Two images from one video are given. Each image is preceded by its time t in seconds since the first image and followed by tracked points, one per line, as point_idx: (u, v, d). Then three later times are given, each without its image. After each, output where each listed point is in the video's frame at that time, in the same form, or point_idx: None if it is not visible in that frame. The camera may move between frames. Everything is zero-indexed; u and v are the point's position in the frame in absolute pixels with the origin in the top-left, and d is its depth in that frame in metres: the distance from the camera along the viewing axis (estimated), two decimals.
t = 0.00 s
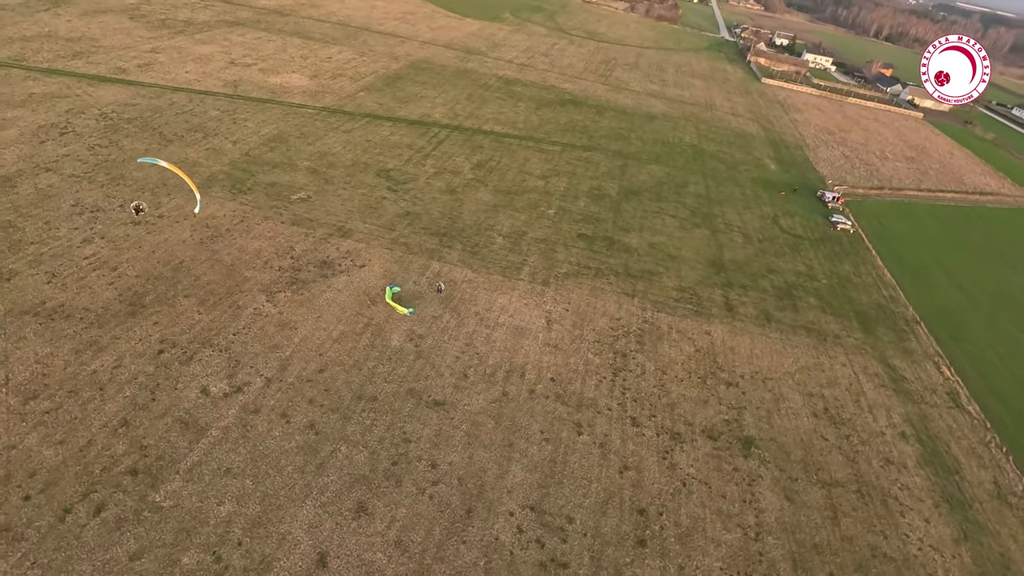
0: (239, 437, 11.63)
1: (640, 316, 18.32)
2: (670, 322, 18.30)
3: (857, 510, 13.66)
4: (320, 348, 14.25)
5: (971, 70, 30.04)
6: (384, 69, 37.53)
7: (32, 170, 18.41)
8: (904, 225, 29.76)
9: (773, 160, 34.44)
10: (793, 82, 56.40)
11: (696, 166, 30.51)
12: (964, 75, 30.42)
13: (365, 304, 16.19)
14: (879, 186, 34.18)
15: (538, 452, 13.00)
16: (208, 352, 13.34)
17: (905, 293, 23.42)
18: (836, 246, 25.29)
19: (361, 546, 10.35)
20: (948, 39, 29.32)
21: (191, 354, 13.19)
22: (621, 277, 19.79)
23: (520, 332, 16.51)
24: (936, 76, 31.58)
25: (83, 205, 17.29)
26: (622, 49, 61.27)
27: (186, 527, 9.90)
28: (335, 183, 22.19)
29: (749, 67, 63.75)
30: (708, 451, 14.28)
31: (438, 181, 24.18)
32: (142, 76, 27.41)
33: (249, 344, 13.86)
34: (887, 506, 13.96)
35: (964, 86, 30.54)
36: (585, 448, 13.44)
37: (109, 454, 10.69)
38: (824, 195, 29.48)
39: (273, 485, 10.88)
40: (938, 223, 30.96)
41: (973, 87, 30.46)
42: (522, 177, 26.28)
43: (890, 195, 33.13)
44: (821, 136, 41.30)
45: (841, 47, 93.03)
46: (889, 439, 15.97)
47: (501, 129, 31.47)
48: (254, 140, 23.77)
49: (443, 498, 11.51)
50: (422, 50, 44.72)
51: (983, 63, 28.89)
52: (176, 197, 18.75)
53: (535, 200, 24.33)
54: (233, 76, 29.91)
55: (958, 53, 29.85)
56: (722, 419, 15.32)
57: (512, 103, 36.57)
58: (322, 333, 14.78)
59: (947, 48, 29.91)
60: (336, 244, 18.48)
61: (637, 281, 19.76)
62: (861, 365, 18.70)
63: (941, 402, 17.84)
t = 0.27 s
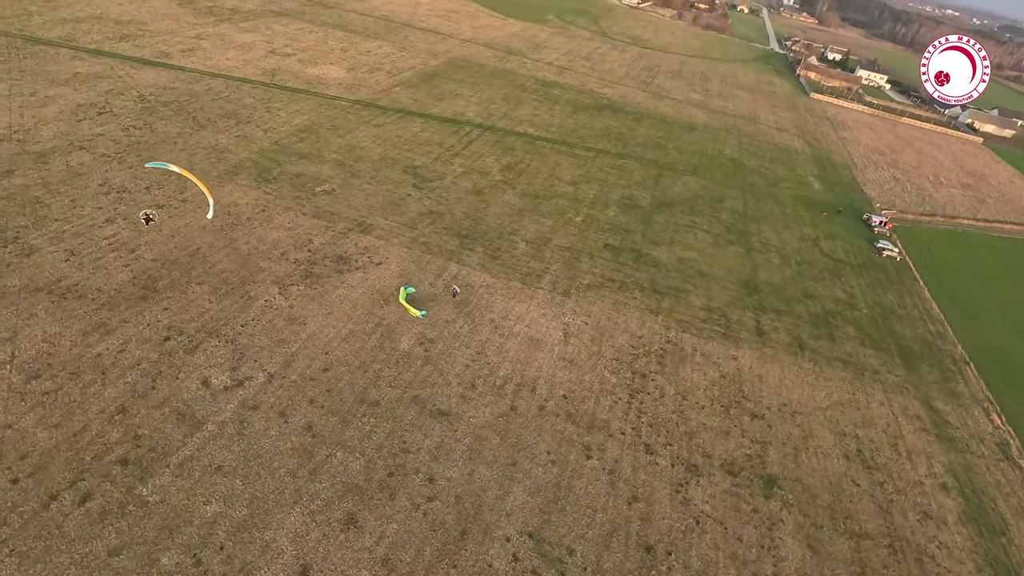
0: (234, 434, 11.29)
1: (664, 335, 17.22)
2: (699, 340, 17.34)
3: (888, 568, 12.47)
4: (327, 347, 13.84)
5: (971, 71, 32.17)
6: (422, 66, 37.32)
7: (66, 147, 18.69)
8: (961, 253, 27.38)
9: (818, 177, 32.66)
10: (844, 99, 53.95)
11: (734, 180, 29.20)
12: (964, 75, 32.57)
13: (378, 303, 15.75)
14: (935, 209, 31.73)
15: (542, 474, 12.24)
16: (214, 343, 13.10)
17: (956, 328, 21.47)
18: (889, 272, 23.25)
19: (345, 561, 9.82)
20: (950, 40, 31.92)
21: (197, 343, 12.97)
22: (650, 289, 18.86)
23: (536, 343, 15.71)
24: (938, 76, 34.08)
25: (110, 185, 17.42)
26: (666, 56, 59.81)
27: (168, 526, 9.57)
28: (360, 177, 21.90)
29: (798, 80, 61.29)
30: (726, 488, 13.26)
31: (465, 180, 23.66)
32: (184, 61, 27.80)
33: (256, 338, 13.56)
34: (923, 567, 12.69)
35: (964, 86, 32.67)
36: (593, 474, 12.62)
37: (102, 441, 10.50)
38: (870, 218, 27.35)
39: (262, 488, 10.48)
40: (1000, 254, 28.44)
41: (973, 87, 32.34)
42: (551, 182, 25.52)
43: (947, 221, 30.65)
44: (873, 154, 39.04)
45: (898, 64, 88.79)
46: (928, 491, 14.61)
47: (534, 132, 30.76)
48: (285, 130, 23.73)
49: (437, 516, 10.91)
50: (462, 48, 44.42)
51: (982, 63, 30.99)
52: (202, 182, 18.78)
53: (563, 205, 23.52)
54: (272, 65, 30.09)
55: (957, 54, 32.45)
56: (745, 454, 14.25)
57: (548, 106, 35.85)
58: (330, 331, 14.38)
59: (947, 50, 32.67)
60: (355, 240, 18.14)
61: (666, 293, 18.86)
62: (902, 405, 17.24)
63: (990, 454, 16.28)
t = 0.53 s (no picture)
0: (226, 435, 10.88)
1: (687, 360, 16.09)
2: (724, 367, 16.19)
3: None
4: (332, 349, 13.37)
5: (971, 71, 30.62)
6: (457, 66, 36.99)
7: (96, 129, 18.86)
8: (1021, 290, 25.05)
9: (864, 200, 30.83)
10: (894, 120, 51.48)
11: (772, 200, 27.82)
12: (964, 75, 30.99)
13: (389, 307, 15.24)
14: (993, 241, 29.35)
15: (543, 503, 11.44)
16: (217, 337, 12.80)
17: (1011, 374, 19.52)
18: (937, 308, 21.67)
19: None
20: (949, 39, 30.23)
21: (200, 337, 12.68)
22: (673, 309, 17.85)
23: (549, 359, 14.86)
24: (937, 76, 32.26)
25: (134, 170, 17.45)
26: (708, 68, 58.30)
27: (146, 529, 9.16)
28: (384, 175, 21.54)
29: (846, 99, 58.88)
30: (743, 533, 12.18)
31: (490, 185, 23.08)
32: (222, 51, 28.04)
33: (260, 335, 13.19)
34: None
35: (964, 86, 30.97)
36: (598, 506, 11.74)
37: (92, 433, 10.23)
38: (917, 247, 25.31)
39: (247, 496, 10.01)
40: None
41: (974, 86, 30.75)
42: (579, 189, 24.67)
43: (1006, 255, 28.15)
44: (924, 180, 36.81)
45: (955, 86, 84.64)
46: (970, 554, 13.18)
47: (566, 139, 30.00)
48: (314, 123, 23.59)
49: (426, 541, 10.23)
50: (499, 51, 43.99)
51: (981, 63, 29.38)
52: (225, 171, 18.69)
53: (589, 214, 22.62)
54: (307, 59, 30.12)
55: (958, 53, 30.69)
56: (767, 496, 13.10)
57: (583, 113, 35.06)
58: (337, 332, 13.91)
59: (946, 49, 30.95)
60: (372, 239, 17.73)
61: (690, 314, 17.79)
62: (946, 455, 15.72)
63: None
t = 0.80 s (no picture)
0: (213, 444, 10.40)
1: (707, 390, 15.01)
2: (747, 400, 15.08)
3: None
4: (332, 357, 12.84)
5: (971, 71, 29.65)
6: (486, 71, 36.61)
7: (120, 119, 18.90)
8: None
9: (904, 229, 29.22)
10: (938, 147, 49.32)
11: (806, 223, 26.55)
12: (964, 75, 30.01)
13: (396, 315, 14.67)
14: None
15: (540, 539, 10.61)
16: (216, 338, 12.43)
17: None
18: (983, 349, 20.11)
19: None
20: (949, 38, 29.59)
21: (198, 337, 12.33)
22: (694, 334, 16.89)
23: (558, 381, 14.03)
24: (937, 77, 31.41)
25: (152, 161, 17.37)
26: (744, 85, 56.95)
27: (117, 541, 8.69)
28: (404, 178, 21.13)
29: (887, 123, 56.78)
30: None
31: (511, 193, 22.47)
32: (254, 46, 28.15)
33: (260, 338, 12.77)
34: None
35: (964, 86, 30.03)
36: (600, 546, 10.87)
37: (75, 432, 9.88)
38: (959, 283, 23.76)
39: (227, 511, 9.47)
40: None
41: (973, 87, 29.70)
42: (602, 202, 23.84)
43: None
44: (969, 211, 34.89)
45: (1005, 114, 81.12)
46: None
47: (592, 150, 29.25)
48: (337, 122, 23.36)
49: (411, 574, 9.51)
50: (531, 58, 43.53)
51: (981, 62, 28.47)
52: (243, 167, 18.51)
53: (611, 229, 21.79)
54: (337, 57, 30.06)
55: (958, 53, 29.86)
56: (788, 548, 11.93)
57: (611, 124, 34.28)
58: (339, 339, 13.40)
59: (948, 50, 30.20)
60: (386, 244, 17.27)
61: (712, 341, 16.80)
62: (990, 513, 14.22)
63: None
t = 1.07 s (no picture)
0: (194, 466, 9.79)
1: (725, 425, 13.95)
2: (767, 438, 13.94)
3: None
4: (327, 375, 12.22)
5: (971, 67, 24.54)
6: (507, 82, 36.21)
7: (133, 118, 18.77)
8: None
9: (936, 259, 27.83)
10: (971, 174, 47.59)
11: (832, 249, 25.40)
12: (964, 74, 24.97)
13: (398, 332, 14.03)
14: None
15: None
16: (208, 350, 11.92)
17: None
18: None
19: None
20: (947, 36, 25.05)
21: (190, 347, 11.84)
22: (712, 364, 15.91)
23: (566, 409, 13.18)
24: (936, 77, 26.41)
25: (161, 162, 17.12)
26: (769, 105, 55.88)
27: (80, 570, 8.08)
28: (417, 189, 20.63)
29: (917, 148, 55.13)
30: None
31: (526, 208, 21.80)
32: (275, 50, 28.09)
33: (254, 352, 12.23)
34: None
35: (964, 86, 24.81)
36: None
37: (51, 446, 9.39)
38: (994, 318, 22.43)
39: (201, 541, 8.83)
40: None
41: (973, 87, 24.54)
42: (620, 220, 23.04)
43: None
44: (1006, 242, 33.26)
45: None
46: None
47: (611, 166, 28.52)
48: (352, 129, 23.03)
49: None
50: (553, 71, 43.13)
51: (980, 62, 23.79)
52: (253, 171, 18.22)
53: (627, 248, 20.97)
54: (356, 64, 29.88)
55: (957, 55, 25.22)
56: None
57: (632, 140, 33.55)
58: (337, 355, 12.81)
59: (947, 48, 25.30)
60: (393, 255, 16.74)
61: (731, 372, 15.79)
62: None
63: None
